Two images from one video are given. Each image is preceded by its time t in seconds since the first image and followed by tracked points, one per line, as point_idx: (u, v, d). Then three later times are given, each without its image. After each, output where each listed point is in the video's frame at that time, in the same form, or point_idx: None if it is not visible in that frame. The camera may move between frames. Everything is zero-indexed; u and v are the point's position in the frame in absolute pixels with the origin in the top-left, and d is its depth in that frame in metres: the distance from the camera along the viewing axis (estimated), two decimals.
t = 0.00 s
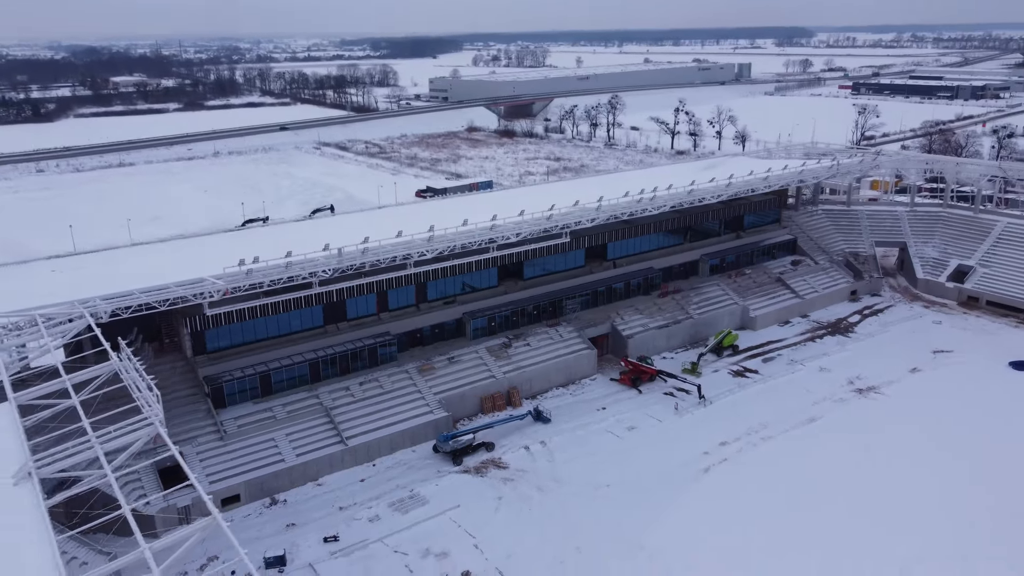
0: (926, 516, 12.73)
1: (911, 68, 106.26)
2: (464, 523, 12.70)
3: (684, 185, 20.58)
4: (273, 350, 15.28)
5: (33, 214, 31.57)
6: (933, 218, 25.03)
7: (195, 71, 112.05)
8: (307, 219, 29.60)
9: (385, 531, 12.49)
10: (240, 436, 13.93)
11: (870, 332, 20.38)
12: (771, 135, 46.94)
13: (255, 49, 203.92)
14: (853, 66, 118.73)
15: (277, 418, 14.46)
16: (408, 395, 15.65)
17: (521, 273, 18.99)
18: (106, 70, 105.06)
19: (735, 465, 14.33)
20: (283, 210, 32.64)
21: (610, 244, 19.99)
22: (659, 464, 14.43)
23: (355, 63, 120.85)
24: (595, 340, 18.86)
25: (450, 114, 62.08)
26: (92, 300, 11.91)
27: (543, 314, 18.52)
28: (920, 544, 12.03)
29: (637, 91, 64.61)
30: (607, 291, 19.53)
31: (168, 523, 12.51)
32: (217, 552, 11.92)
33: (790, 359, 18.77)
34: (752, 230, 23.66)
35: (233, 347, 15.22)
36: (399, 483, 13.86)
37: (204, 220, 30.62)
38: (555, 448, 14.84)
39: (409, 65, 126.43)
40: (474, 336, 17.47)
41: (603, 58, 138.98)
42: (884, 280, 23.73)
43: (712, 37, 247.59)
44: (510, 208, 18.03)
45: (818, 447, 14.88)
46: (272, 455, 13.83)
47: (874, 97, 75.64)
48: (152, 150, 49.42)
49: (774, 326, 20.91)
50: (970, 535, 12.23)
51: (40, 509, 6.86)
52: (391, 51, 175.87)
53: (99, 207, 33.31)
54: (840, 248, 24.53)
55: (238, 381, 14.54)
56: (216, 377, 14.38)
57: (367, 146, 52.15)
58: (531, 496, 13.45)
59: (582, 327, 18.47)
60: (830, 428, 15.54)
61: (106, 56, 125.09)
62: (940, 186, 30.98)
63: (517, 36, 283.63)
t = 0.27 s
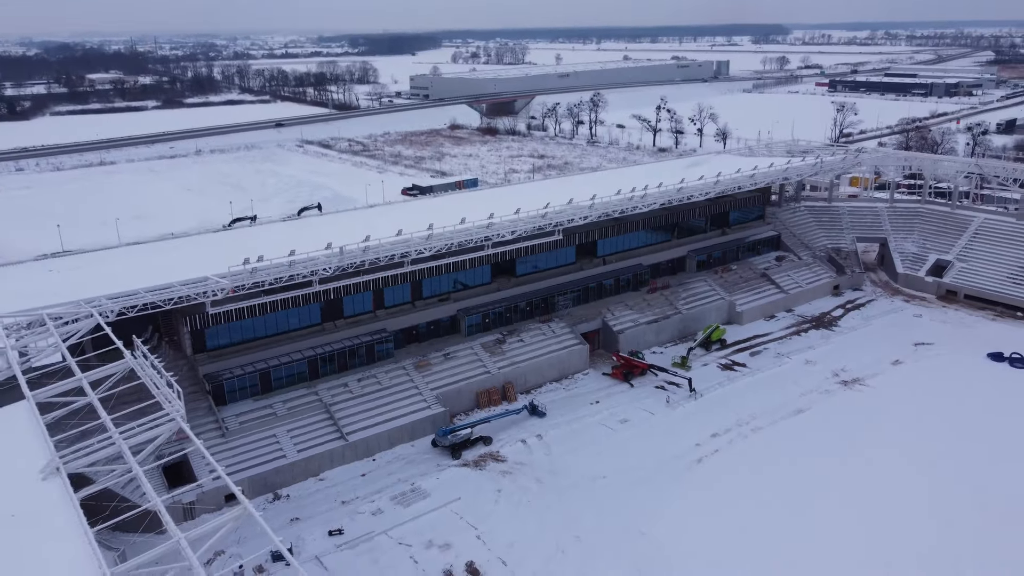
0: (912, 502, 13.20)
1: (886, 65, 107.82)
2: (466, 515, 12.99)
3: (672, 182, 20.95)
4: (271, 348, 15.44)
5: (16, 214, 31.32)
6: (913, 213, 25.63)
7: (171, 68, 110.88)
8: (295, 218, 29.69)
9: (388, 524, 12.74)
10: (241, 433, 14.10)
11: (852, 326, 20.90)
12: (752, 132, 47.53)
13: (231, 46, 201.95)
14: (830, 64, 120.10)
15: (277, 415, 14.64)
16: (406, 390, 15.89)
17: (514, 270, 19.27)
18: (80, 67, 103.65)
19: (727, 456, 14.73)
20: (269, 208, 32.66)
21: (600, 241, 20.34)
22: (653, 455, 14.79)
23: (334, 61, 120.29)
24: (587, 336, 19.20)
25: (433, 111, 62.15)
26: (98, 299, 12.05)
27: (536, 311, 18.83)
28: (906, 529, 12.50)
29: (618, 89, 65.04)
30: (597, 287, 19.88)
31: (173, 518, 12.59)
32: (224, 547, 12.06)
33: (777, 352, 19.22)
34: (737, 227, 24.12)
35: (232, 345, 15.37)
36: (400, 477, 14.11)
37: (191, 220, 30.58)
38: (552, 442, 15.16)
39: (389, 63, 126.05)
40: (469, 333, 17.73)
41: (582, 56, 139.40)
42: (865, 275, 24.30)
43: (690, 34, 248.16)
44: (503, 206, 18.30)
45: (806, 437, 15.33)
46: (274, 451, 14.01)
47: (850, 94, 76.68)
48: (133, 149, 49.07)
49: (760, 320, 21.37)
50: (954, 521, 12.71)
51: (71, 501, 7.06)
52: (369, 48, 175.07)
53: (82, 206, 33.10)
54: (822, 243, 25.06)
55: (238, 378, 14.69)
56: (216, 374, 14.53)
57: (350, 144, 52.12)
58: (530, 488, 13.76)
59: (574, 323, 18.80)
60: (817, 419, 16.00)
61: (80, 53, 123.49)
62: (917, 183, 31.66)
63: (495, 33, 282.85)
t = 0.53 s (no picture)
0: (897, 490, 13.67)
1: (861, 62, 109.19)
2: (468, 507, 13.28)
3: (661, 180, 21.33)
4: (270, 346, 15.62)
5: None
6: (893, 209, 26.24)
7: (147, 65, 109.79)
8: (283, 218, 29.77)
9: (392, 517, 13.00)
10: (243, 430, 14.27)
11: (837, 319, 21.42)
12: (733, 129, 48.12)
13: (208, 42, 199.97)
14: (807, 60, 121.36)
15: (278, 412, 14.83)
16: (404, 386, 16.14)
17: (507, 267, 19.56)
18: (55, 64, 102.28)
19: (719, 447, 15.13)
20: (255, 207, 32.68)
21: (591, 238, 20.68)
22: (648, 447, 15.16)
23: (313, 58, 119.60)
24: (578, 331, 19.54)
25: (416, 109, 62.18)
26: (104, 298, 12.19)
27: (529, 307, 19.13)
28: (891, 515, 12.97)
29: (600, 86, 65.45)
30: (588, 283, 20.22)
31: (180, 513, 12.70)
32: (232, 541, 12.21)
33: (764, 346, 19.68)
34: (723, 223, 24.57)
35: (231, 343, 15.53)
36: (401, 471, 14.36)
37: (178, 220, 30.55)
38: (548, 435, 15.49)
39: (369, 60, 125.69)
40: (464, 329, 18.00)
41: (562, 53, 139.84)
42: (848, 270, 24.86)
43: (668, 30, 249.42)
44: (497, 205, 18.57)
45: (795, 428, 15.76)
46: (276, 447, 14.20)
47: (828, 91, 77.66)
48: (114, 147, 48.72)
49: (747, 315, 21.82)
50: (937, 507, 13.19)
51: (100, 496, 7.26)
52: (348, 44, 174.24)
53: (66, 205, 32.90)
54: (805, 239, 25.59)
55: (238, 376, 14.86)
56: (217, 372, 14.68)
57: (333, 142, 52.09)
58: (528, 480, 14.08)
59: (567, 319, 19.12)
60: (804, 410, 16.45)
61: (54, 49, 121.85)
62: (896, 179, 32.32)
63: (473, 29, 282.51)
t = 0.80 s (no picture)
0: (882, 477, 14.15)
1: (838, 59, 110.55)
2: (469, 499, 13.56)
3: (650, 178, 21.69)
4: (269, 343, 15.80)
5: None
6: (873, 205, 26.82)
7: (123, 62, 108.64)
8: (271, 217, 29.83)
9: (394, 510, 13.25)
10: (244, 426, 14.43)
11: (821, 313, 21.92)
12: (715, 127, 48.66)
13: (184, 39, 197.85)
14: (785, 58, 122.57)
15: (278, 408, 15.01)
16: (401, 382, 16.38)
17: (500, 264, 19.84)
18: (28, 60, 100.90)
19: (712, 439, 15.53)
20: (243, 206, 32.67)
21: (581, 235, 21.02)
22: (642, 439, 15.52)
23: (293, 55, 118.89)
24: (570, 327, 19.86)
25: (399, 107, 62.19)
26: (109, 297, 12.33)
27: (522, 303, 19.43)
28: (878, 502, 13.42)
29: (582, 83, 65.81)
30: (579, 279, 20.55)
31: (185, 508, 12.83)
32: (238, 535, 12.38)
33: (751, 340, 20.12)
34: (709, 220, 25.00)
35: (231, 341, 15.69)
36: (401, 465, 14.61)
37: (165, 219, 30.49)
38: (544, 429, 15.80)
39: (349, 56, 125.25)
40: (458, 326, 18.26)
41: (542, 50, 140.18)
42: (830, 264, 25.39)
43: (646, 28, 250.64)
44: (490, 203, 18.84)
45: (784, 419, 16.19)
46: (277, 443, 14.38)
47: (806, 88, 78.57)
48: (95, 146, 48.34)
49: (734, 310, 22.27)
50: (921, 492, 13.69)
51: (129, 490, 7.50)
52: (327, 40, 173.40)
53: (50, 205, 32.69)
54: (789, 235, 26.10)
55: (239, 373, 15.02)
56: (218, 370, 14.84)
57: (317, 139, 52.03)
58: (527, 473, 14.38)
59: (559, 315, 19.44)
60: (792, 402, 16.89)
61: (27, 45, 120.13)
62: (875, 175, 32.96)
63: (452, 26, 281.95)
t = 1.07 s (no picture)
0: (866, 465, 14.61)
1: (814, 56, 111.88)
2: (468, 491, 13.83)
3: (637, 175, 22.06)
4: (267, 340, 15.98)
5: None
6: (853, 200, 27.40)
7: (98, 59, 107.31)
8: (258, 216, 29.89)
9: (396, 502, 13.49)
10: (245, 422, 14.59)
11: (804, 306, 22.43)
12: (696, 123, 49.20)
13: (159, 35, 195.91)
14: (761, 54, 123.70)
15: (277, 405, 15.18)
16: (397, 378, 16.61)
17: (491, 261, 20.12)
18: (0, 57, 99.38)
19: (703, 429, 15.92)
20: (228, 204, 32.64)
21: (570, 231, 21.35)
22: (635, 431, 15.88)
23: (271, 51, 118.17)
24: (561, 322, 20.19)
25: (380, 104, 62.16)
26: (112, 296, 12.47)
27: (514, 299, 19.72)
28: (863, 489, 13.87)
29: (563, 80, 66.15)
30: (569, 275, 20.88)
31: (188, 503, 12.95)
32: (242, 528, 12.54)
33: (738, 333, 20.56)
34: (694, 216, 25.42)
35: (229, 339, 15.85)
36: (400, 459, 14.85)
37: (150, 219, 30.40)
38: (539, 422, 16.11)
39: (327, 53, 124.69)
40: (452, 322, 18.52)
41: (521, 46, 140.42)
42: (812, 259, 25.93)
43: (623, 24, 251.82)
44: (482, 200, 19.11)
45: (772, 410, 16.64)
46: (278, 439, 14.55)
47: (783, 85, 79.51)
48: (74, 144, 47.91)
49: (719, 304, 22.71)
50: (905, 479, 14.15)
51: (152, 482, 7.73)
52: (304, 37, 172.43)
53: (32, 204, 32.43)
54: (772, 230, 26.60)
55: (237, 371, 15.18)
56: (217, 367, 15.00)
57: (299, 137, 51.91)
58: (524, 465, 14.68)
59: (550, 310, 19.76)
60: (779, 393, 17.33)
61: None
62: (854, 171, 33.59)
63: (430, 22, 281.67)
